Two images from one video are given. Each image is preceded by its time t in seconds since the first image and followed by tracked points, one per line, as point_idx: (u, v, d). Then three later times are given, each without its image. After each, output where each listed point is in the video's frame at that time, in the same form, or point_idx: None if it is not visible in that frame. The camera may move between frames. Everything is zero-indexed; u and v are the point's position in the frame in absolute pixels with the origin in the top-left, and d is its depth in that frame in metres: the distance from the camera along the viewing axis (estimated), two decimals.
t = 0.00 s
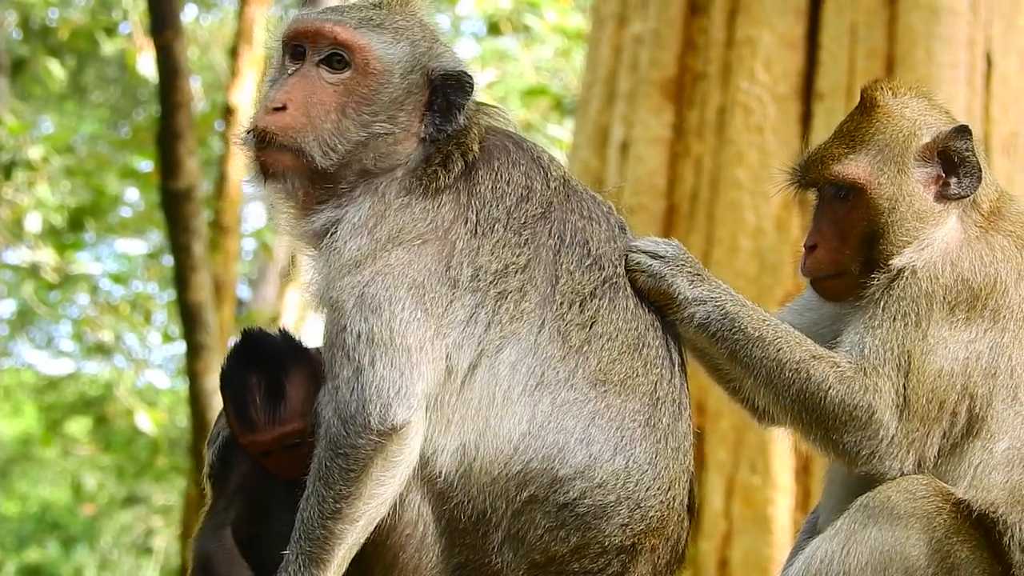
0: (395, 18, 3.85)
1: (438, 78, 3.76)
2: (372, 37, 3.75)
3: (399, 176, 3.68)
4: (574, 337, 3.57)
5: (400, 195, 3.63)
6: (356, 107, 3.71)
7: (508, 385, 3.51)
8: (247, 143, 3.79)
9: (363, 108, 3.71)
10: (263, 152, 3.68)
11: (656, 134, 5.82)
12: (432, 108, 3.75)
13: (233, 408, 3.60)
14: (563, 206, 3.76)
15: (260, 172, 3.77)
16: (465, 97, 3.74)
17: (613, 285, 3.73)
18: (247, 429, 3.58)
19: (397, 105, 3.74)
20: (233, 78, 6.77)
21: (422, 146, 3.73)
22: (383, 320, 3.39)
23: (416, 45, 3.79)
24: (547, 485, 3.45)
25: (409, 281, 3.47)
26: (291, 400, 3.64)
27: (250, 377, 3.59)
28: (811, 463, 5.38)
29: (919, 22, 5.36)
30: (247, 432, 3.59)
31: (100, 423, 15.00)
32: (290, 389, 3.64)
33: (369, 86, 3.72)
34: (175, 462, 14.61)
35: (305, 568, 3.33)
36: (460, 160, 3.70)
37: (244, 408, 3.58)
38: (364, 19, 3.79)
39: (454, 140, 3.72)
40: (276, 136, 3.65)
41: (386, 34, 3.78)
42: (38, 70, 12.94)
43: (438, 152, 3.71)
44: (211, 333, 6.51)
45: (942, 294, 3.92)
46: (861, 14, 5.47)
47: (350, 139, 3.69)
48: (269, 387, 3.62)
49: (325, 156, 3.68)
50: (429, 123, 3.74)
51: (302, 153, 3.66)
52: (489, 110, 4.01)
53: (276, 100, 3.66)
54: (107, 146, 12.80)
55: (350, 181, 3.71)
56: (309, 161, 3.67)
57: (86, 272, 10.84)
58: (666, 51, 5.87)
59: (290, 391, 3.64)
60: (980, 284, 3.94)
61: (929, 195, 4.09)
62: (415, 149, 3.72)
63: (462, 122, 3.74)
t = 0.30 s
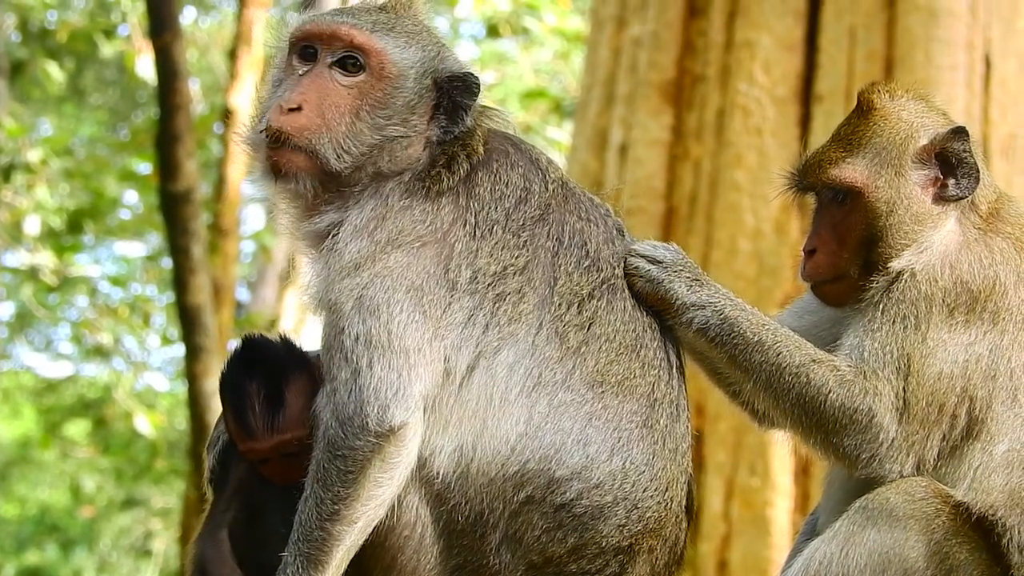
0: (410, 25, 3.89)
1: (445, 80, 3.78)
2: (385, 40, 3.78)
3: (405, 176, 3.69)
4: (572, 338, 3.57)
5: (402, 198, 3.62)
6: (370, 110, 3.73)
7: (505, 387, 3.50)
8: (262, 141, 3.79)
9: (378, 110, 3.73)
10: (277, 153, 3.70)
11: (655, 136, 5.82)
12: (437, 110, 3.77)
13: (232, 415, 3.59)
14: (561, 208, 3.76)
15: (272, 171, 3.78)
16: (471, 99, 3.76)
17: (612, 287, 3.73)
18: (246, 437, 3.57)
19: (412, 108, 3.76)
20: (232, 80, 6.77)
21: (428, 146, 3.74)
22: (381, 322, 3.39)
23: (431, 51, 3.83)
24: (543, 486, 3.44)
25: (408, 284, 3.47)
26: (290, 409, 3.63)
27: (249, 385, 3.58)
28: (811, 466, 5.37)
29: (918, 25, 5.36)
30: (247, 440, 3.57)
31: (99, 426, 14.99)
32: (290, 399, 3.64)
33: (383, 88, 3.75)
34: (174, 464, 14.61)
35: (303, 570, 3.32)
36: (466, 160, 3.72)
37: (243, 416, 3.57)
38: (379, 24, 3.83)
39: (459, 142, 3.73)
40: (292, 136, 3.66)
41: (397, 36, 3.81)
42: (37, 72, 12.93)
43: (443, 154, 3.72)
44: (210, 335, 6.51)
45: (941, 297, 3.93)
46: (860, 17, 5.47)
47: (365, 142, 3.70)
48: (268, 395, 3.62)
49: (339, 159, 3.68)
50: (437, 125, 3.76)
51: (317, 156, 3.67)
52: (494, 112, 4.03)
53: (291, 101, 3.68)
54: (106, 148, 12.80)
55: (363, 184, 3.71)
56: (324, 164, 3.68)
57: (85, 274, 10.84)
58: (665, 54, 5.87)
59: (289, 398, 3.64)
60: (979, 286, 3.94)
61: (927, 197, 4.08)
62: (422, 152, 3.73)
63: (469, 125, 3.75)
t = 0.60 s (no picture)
0: (428, 28, 3.99)
1: (457, 82, 3.87)
2: (401, 36, 3.87)
3: (410, 176, 3.72)
4: (571, 339, 3.57)
5: (404, 199, 3.63)
6: (384, 102, 3.79)
7: (504, 388, 3.50)
8: (273, 124, 3.84)
9: (390, 103, 3.79)
10: (288, 135, 3.73)
11: (653, 136, 5.82)
12: (446, 111, 3.84)
13: (228, 416, 3.58)
14: (562, 210, 3.76)
15: (279, 156, 3.80)
16: (482, 101, 3.84)
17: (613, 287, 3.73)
18: (242, 438, 3.56)
19: (425, 106, 3.82)
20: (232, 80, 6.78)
21: (435, 147, 3.78)
22: (381, 323, 3.40)
23: (445, 52, 3.92)
24: (539, 487, 3.44)
25: (408, 286, 3.47)
26: (285, 410, 3.63)
27: (245, 386, 3.57)
28: (809, 464, 5.39)
29: (917, 25, 5.36)
30: (243, 441, 3.56)
31: (98, 427, 14.98)
32: (285, 399, 3.64)
33: (398, 83, 3.83)
34: (173, 466, 14.60)
35: (300, 570, 3.32)
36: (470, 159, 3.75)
37: (240, 416, 3.55)
38: (398, 22, 3.93)
39: (467, 139, 3.78)
40: (305, 120, 3.72)
41: (412, 33, 3.91)
42: (35, 74, 12.93)
43: (447, 155, 3.76)
44: (208, 336, 6.50)
45: (944, 301, 3.93)
46: (859, 18, 5.48)
47: (376, 134, 3.75)
48: (263, 395, 3.61)
49: (351, 147, 3.72)
50: (446, 125, 3.82)
51: (328, 141, 3.72)
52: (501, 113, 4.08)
53: (306, 85, 3.75)
54: (104, 149, 12.80)
55: (372, 177, 3.75)
56: (334, 150, 3.72)
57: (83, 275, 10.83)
58: (664, 54, 5.88)
59: (284, 400, 3.63)
60: (979, 286, 3.95)
61: (921, 203, 4.12)
62: (427, 151, 3.77)
63: (478, 122, 3.81)
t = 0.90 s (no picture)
0: (426, 25, 4.00)
1: (455, 81, 3.87)
2: (402, 33, 3.89)
3: (410, 175, 3.72)
4: (569, 337, 3.57)
5: (403, 198, 3.64)
6: (385, 99, 3.80)
7: (502, 387, 3.50)
8: (274, 121, 3.87)
9: (393, 100, 3.81)
10: (289, 133, 3.75)
11: (650, 136, 5.82)
12: (445, 110, 3.84)
13: (231, 420, 3.57)
14: (560, 208, 3.75)
15: (281, 154, 3.81)
16: (480, 100, 3.84)
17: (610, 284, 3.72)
18: (247, 438, 3.56)
19: (425, 104, 3.83)
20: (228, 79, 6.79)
21: (433, 146, 3.77)
22: (380, 323, 3.40)
23: (444, 50, 3.94)
24: (537, 486, 3.45)
25: (407, 286, 3.47)
26: (290, 407, 3.67)
27: (247, 388, 3.59)
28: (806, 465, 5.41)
29: (914, 25, 5.36)
30: (248, 441, 3.57)
31: (94, 426, 14.99)
32: (288, 396, 3.67)
33: (398, 80, 3.84)
34: (170, 465, 14.61)
35: (299, 570, 3.34)
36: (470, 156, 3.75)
37: (243, 416, 3.56)
38: (398, 19, 3.94)
39: (466, 137, 3.78)
40: (307, 117, 3.73)
41: (411, 30, 3.92)
42: (31, 72, 12.92)
43: (446, 154, 3.75)
44: (205, 334, 6.51)
45: (959, 313, 3.91)
46: (855, 17, 5.48)
47: (378, 132, 3.75)
48: (267, 395, 3.63)
49: (352, 144, 3.73)
50: (445, 123, 3.82)
51: (329, 138, 3.73)
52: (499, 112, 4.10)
53: (308, 82, 3.76)
54: (101, 148, 12.80)
55: (374, 175, 3.74)
56: (336, 148, 3.73)
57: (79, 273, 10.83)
58: (660, 54, 5.88)
59: (288, 397, 3.67)
60: (994, 298, 3.93)
61: (934, 218, 4.03)
62: (426, 151, 3.76)
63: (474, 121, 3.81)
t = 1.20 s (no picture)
0: (421, 24, 4.02)
1: (452, 79, 3.93)
2: (400, 35, 3.92)
3: (411, 176, 3.72)
4: (570, 335, 3.58)
5: (402, 198, 3.63)
6: (385, 101, 3.81)
7: (503, 386, 3.50)
8: (273, 125, 3.88)
9: (393, 103, 3.83)
10: (291, 135, 3.73)
11: (650, 136, 5.82)
12: (443, 108, 3.89)
13: (228, 432, 3.60)
14: (557, 206, 3.79)
15: (282, 156, 3.78)
16: (477, 98, 3.91)
17: (610, 282, 3.74)
18: (246, 451, 3.59)
19: (425, 104, 3.87)
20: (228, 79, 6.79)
21: (434, 145, 3.80)
22: (382, 323, 3.39)
23: (440, 50, 3.97)
24: (538, 485, 3.44)
25: (409, 286, 3.46)
26: (286, 417, 3.66)
27: (243, 400, 3.60)
28: (805, 465, 5.41)
29: (913, 25, 5.36)
30: (247, 454, 3.60)
31: (94, 425, 14.98)
32: (284, 407, 3.66)
33: (398, 82, 3.87)
34: (169, 464, 14.61)
35: (299, 571, 3.33)
36: (471, 155, 3.78)
37: (240, 429, 3.58)
38: (395, 19, 3.95)
39: (466, 136, 3.84)
40: (310, 120, 3.72)
41: (409, 31, 3.95)
42: (31, 71, 12.91)
43: (447, 151, 3.79)
44: (204, 334, 6.51)
45: (953, 317, 3.92)
46: (855, 17, 5.48)
47: (380, 134, 3.77)
48: (264, 407, 3.63)
49: (355, 147, 3.73)
50: (445, 121, 3.87)
51: (332, 141, 3.71)
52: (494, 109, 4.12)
53: (309, 86, 3.74)
54: (101, 147, 12.81)
55: (376, 177, 3.74)
56: (339, 151, 3.72)
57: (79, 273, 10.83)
58: (660, 54, 5.88)
59: (283, 408, 3.66)
60: (986, 302, 3.95)
61: (923, 222, 4.04)
62: (426, 150, 3.79)
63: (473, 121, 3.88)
